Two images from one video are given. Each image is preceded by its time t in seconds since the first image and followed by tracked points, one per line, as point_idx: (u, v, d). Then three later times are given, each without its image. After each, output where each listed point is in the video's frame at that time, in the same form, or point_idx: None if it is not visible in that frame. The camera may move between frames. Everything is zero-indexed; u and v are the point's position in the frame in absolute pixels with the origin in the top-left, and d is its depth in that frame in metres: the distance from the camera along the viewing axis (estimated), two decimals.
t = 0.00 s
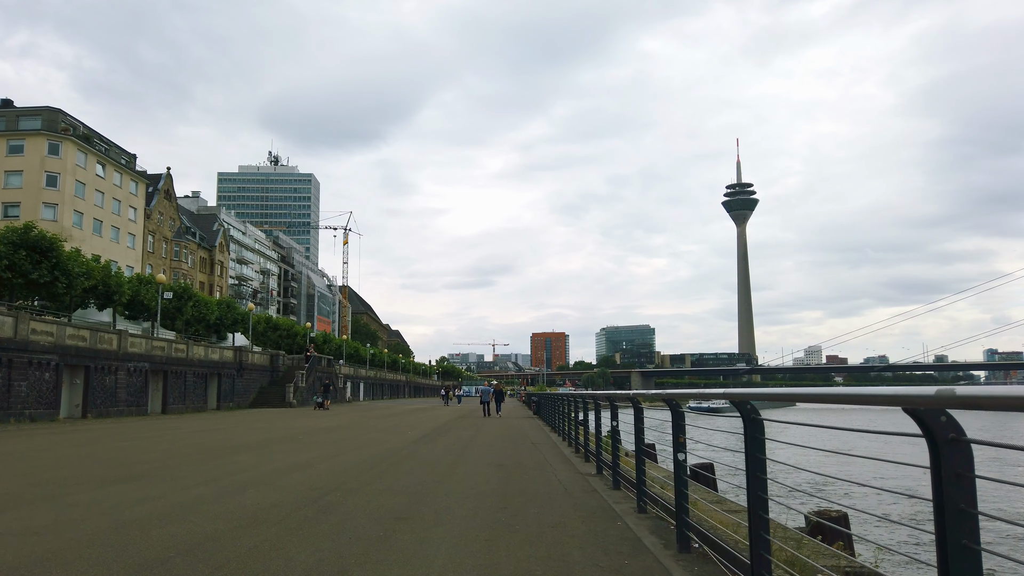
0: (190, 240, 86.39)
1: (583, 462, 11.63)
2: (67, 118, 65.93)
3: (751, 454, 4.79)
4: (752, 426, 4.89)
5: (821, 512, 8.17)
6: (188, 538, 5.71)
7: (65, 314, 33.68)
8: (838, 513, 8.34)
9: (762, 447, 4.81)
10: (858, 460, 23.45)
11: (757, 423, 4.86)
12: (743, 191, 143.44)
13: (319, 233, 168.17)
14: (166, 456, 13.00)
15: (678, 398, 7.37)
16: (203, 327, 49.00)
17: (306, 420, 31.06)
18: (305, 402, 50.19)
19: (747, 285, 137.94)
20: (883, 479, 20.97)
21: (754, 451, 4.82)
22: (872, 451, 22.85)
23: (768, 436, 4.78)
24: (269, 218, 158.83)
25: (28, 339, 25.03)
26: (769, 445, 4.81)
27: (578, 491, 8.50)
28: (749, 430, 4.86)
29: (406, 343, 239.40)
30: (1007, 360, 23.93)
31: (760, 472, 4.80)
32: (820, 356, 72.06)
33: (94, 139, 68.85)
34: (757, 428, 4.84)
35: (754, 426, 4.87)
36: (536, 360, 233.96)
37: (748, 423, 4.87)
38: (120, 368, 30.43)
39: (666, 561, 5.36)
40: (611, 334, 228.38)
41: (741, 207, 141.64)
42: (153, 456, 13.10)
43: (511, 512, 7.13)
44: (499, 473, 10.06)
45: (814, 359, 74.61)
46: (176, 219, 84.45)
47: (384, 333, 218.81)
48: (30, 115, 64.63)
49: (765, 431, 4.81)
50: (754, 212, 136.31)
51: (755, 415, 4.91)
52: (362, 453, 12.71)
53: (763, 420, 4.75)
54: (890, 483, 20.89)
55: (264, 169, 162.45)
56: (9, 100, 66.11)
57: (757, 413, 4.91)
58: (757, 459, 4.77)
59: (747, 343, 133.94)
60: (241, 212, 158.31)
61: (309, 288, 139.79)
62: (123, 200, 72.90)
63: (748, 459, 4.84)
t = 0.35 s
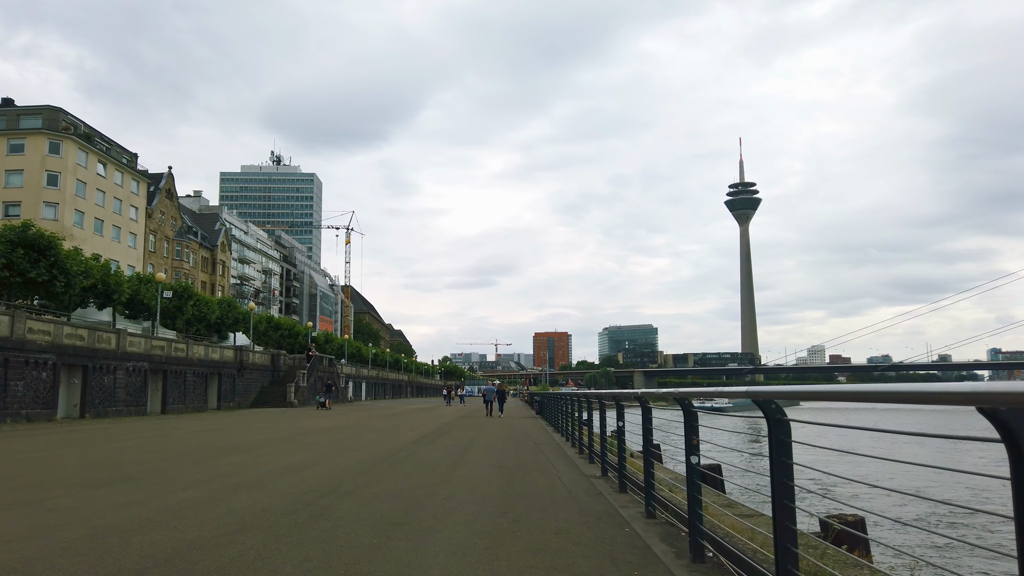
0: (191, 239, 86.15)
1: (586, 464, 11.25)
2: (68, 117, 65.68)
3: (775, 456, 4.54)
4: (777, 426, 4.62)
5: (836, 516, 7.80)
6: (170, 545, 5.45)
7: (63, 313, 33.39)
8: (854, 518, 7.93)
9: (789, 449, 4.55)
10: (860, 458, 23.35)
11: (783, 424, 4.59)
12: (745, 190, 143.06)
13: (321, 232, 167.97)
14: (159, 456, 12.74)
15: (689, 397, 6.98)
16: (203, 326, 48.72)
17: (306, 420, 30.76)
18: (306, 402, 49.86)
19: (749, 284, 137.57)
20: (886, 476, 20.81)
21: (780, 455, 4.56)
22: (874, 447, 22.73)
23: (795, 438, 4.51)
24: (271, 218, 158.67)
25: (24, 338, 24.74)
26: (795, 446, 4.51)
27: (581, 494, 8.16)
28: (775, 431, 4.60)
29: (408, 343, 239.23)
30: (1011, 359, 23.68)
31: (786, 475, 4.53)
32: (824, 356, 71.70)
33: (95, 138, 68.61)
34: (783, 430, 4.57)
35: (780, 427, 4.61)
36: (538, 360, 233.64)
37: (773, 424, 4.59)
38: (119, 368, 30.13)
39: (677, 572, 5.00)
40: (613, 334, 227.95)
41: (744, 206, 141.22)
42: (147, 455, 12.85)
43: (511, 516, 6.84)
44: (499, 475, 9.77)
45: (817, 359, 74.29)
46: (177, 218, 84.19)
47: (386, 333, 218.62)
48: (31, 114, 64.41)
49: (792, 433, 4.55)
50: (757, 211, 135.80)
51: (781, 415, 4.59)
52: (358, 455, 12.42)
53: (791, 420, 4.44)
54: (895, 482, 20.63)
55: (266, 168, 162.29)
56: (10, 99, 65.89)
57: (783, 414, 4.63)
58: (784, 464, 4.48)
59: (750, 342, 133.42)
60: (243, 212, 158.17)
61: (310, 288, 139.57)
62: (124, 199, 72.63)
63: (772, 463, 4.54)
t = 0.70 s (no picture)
0: (194, 239, 85.98)
1: (593, 469, 10.85)
2: (69, 117, 65.41)
3: (811, 471, 4.24)
4: (814, 438, 4.33)
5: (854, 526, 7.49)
6: (157, 560, 5.15)
7: (62, 313, 33.12)
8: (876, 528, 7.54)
9: (827, 463, 4.26)
10: (863, 462, 23.25)
11: (821, 438, 4.30)
12: (749, 192, 142.72)
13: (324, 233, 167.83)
14: (154, 458, 12.41)
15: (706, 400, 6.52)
16: (205, 327, 48.46)
17: (308, 421, 30.52)
18: (308, 404, 49.50)
19: (753, 284, 137.14)
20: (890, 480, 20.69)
21: (819, 472, 4.27)
22: (877, 450, 22.65)
23: (835, 453, 4.22)
24: (274, 218, 158.58)
25: (20, 339, 24.41)
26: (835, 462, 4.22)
27: (589, 503, 7.79)
28: (812, 445, 4.30)
29: (411, 343, 239.08)
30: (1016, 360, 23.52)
31: (827, 495, 4.24)
32: (828, 357, 71.33)
33: (96, 139, 68.42)
34: (823, 444, 4.28)
35: (817, 440, 4.32)
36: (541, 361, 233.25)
37: (810, 437, 4.29)
38: (118, 369, 29.78)
39: None
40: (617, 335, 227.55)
41: (747, 207, 140.83)
42: (140, 457, 12.50)
43: (515, 526, 6.53)
44: (502, 481, 9.43)
45: (820, 361, 74.01)
46: (180, 218, 83.98)
47: (389, 334, 218.33)
48: (32, 113, 64.23)
49: (831, 448, 4.27)
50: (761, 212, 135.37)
51: (818, 426, 4.32)
52: (356, 458, 12.08)
53: (831, 434, 4.18)
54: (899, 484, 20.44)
55: (269, 169, 162.29)
56: (11, 99, 65.68)
57: (821, 425, 4.33)
58: (824, 481, 4.22)
59: (753, 342, 132.92)
60: (246, 212, 158.10)
61: (313, 289, 139.40)
62: (126, 199, 72.43)
63: (810, 477, 4.25)
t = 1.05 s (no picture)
0: (195, 244, 85.89)
1: (596, 475, 10.61)
2: (70, 121, 65.29)
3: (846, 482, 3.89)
4: (850, 446, 3.97)
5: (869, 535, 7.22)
6: (149, 566, 5.05)
7: (61, 317, 32.91)
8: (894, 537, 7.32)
9: (866, 471, 3.92)
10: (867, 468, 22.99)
11: (858, 445, 3.94)
12: (752, 197, 142.67)
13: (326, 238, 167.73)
14: (150, 463, 12.16)
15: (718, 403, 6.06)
16: (205, 331, 48.19)
17: (307, 426, 30.23)
18: (308, 408, 49.20)
19: (755, 289, 136.93)
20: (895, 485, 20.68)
21: (855, 483, 3.93)
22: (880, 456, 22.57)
23: (873, 462, 3.87)
24: (277, 224, 158.55)
25: (16, 343, 24.10)
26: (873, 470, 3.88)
27: (594, 512, 7.51)
28: (847, 452, 3.95)
29: (413, 349, 238.74)
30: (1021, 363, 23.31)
31: (864, 509, 3.91)
32: (831, 362, 71.12)
33: (98, 143, 68.34)
34: (860, 452, 3.94)
35: (854, 447, 3.96)
36: (544, 366, 232.86)
37: (845, 445, 3.95)
38: (115, 373, 29.47)
39: None
40: (619, 340, 227.14)
41: (750, 212, 140.78)
42: (135, 464, 12.22)
43: (516, 535, 6.26)
44: (503, 488, 9.16)
45: (823, 366, 73.73)
46: (181, 223, 83.86)
47: (391, 338, 217.86)
48: (33, 118, 64.13)
49: (870, 456, 3.92)
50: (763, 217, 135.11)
51: (855, 432, 3.95)
52: (354, 464, 11.82)
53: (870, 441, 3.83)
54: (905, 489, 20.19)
55: (271, 174, 162.33)
56: (12, 103, 65.58)
57: (858, 430, 3.97)
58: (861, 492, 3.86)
59: (756, 347, 132.51)
60: (248, 217, 158.06)
61: (315, 294, 139.25)
62: (127, 204, 72.32)
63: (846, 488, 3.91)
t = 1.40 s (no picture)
0: (196, 246, 85.63)
1: (600, 480, 10.18)
2: (71, 123, 65.10)
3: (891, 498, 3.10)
4: (897, 455, 3.19)
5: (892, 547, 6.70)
6: None
7: (60, 319, 32.74)
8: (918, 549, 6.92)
9: (917, 486, 3.14)
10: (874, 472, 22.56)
11: (908, 454, 3.17)
12: (755, 199, 142.19)
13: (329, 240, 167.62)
14: (137, 468, 11.75)
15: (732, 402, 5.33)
16: (205, 333, 47.88)
17: (307, 429, 29.83)
18: (309, 411, 48.84)
19: (759, 291, 136.36)
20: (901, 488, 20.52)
21: (904, 498, 3.14)
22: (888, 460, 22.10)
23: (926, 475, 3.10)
24: (279, 226, 158.37)
25: (12, 344, 23.80)
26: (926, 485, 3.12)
27: (597, 520, 7.15)
28: (892, 463, 3.19)
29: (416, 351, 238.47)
30: None
31: (917, 530, 3.13)
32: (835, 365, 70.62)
33: (99, 144, 68.15)
34: (909, 461, 3.16)
35: (902, 456, 3.19)
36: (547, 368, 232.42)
37: (891, 451, 3.18)
38: (113, 375, 29.16)
39: None
40: (622, 342, 226.65)
41: (753, 214, 140.21)
42: (126, 468, 11.88)
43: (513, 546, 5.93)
44: (499, 495, 8.75)
45: (828, 368, 73.25)
46: (182, 224, 83.59)
47: (394, 341, 217.59)
48: (34, 119, 64.02)
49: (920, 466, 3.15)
50: (766, 218, 134.63)
51: (904, 438, 3.18)
52: (348, 469, 11.44)
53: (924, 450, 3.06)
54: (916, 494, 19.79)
55: (273, 177, 162.27)
56: (13, 105, 65.45)
57: (909, 435, 3.20)
58: (912, 510, 3.09)
59: (760, 349, 131.94)
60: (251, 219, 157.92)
61: (317, 296, 138.93)
62: (128, 205, 72.10)
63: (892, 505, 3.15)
